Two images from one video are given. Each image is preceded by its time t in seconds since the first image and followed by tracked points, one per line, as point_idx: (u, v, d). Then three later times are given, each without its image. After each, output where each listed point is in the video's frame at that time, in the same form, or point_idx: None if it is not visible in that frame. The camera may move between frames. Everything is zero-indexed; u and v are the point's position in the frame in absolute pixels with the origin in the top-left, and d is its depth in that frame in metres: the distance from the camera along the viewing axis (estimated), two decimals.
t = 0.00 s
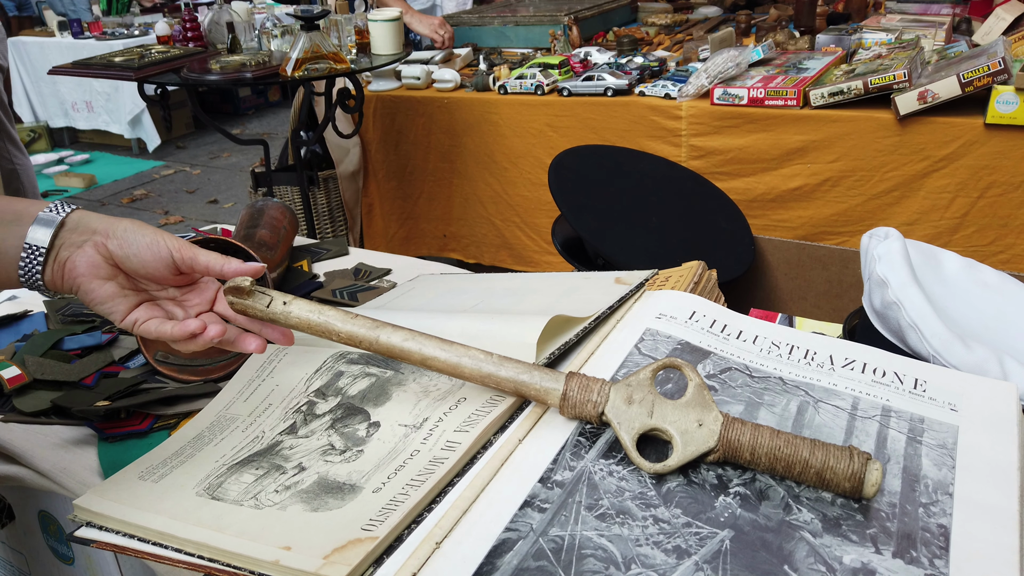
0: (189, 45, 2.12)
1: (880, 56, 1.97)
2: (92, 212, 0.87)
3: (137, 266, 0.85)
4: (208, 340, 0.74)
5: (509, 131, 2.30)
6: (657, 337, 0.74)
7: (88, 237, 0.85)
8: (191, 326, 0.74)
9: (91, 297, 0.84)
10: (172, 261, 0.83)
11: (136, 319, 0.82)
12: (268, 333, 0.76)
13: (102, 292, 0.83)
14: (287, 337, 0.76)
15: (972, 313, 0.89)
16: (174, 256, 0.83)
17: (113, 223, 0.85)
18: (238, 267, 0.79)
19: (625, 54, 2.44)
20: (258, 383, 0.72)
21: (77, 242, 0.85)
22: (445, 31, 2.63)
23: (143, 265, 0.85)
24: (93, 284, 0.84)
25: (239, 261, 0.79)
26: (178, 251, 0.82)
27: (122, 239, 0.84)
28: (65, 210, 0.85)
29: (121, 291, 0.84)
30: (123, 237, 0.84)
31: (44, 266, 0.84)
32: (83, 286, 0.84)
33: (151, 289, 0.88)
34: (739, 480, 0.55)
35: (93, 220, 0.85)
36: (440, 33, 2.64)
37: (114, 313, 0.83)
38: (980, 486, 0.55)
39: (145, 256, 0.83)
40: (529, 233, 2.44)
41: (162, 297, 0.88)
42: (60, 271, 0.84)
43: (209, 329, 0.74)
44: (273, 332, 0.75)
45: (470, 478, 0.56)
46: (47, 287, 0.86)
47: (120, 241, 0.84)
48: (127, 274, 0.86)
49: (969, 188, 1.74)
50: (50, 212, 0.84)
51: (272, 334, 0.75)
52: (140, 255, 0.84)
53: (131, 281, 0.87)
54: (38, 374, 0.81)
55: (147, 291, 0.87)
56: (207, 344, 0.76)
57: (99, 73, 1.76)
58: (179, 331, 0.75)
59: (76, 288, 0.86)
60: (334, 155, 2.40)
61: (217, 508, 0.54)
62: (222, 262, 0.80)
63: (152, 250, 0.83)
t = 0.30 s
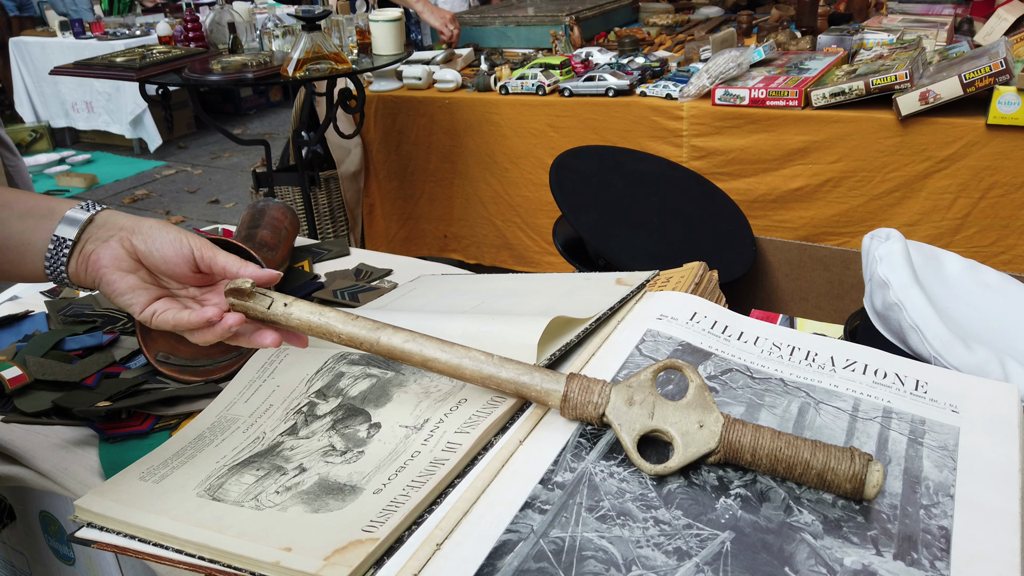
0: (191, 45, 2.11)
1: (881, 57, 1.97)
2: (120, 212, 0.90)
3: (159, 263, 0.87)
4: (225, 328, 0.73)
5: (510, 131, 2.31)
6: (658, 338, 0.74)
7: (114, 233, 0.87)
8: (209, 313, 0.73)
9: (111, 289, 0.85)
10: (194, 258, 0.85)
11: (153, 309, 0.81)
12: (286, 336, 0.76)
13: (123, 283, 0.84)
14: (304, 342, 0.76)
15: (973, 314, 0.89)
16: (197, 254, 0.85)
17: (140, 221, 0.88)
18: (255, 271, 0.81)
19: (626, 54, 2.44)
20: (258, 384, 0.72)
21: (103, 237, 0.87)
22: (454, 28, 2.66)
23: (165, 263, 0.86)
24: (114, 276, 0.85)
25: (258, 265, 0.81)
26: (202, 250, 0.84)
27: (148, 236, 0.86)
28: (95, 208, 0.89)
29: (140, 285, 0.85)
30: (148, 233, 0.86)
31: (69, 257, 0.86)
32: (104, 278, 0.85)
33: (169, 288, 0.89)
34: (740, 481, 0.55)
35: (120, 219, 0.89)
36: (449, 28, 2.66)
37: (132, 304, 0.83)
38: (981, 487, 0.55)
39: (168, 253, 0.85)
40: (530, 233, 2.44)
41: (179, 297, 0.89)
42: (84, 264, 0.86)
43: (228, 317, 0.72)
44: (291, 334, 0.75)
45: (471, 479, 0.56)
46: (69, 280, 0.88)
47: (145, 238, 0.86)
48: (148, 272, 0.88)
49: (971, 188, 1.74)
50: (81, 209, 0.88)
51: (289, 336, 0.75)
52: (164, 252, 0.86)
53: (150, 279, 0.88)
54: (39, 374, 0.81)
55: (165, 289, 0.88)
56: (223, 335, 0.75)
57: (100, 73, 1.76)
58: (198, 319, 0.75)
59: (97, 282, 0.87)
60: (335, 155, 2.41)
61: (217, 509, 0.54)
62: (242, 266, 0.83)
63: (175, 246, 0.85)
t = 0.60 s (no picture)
0: (191, 45, 2.11)
1: (882, 57, 1.97)
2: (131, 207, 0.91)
3: (166, 257, 0.88)
4: (231, 320, 0.72)
5: (511, 132, 2.31)
6: (658, 338, 0.73)
7: (123, 226, 0.88)
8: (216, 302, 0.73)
9: (117, 280, 0.85)
10: (200, 253, 0.86)
11: (157, 302, 0.81)
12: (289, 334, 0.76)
13: (129, 275, 0.85)
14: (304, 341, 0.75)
15: (974, 315, 0.88)
16: (203, 249, 0.85)
17: (150, 216, 0.89)
18: (254, 275, 0.81)
19: (627, 54, 2.44)
20: (257, 384, 0.72)
21: (112, 230, 0.88)
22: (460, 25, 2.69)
23: (171, 258, 0.87)
24: (121, 267, 0.86)
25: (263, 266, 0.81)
26: (207, 246, 0.85)
27: (156, 230, 0.87)
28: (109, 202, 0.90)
29: (146, 277, 0.86)
30: (157, 227, 0.88)
31: (78, 248, 0.87)
32: (111, 269, 0.86)
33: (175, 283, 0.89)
34: (739, 482, 0.55)
35: (130, 213, 0.90)
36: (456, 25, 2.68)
37: (136, 295, 0.83)
38: (981, 488, 0.55)
39: (175, 247, 0.86)
40: (531, 234, 2.44)
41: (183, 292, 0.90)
42: (93, 255, 0.88)
43: (234, 310, 0.72)
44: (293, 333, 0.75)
45: (470, 479, 0.56)
46: (77, 271, 0.89)
47: (154, 231, 0.88)
48: (155, 266, 0.89)
49: (972, 189, 1.74)
50: (92, 203, 0.89)
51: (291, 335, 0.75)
52: (170, 247, 0.87)
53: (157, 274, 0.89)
54: (38, 374, 0.81)
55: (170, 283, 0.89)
56: (227, 327, 0.74)
57: (100, 73, 1.76)
58: (203, 309, 0.74)
59: (104, 273, 0.88)
60: (335, 154, 2.42)
61: (215, 509, 0.54)
62: (245, 265, 0.83)
63: (182, 240, 0.86)
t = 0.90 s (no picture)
0: (191, 45, 2.11)
1: (883, 57, 1.97)
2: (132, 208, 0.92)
3: (166, 258, 0.88)
4: (228, 321, 0.71)
5: (511, 132, 2.30)
6: (656, 338, 0.73)
7: (124, 227, 0.88)
8: (212, 304, 0.72)
9: (117, 281, 0.85)
10: (200, 254, 0.86)
11: (156, 302, 0.81)
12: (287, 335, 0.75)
13: (130, 275, 0.85)
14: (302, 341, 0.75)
15: (974, 315, 0.88)
16: (203, 250, 0.85)
17: (151, 217, 0.89)
18: (253, 276, 0.81)
19: (628, 54, 2.44)
20: (256, 384, 0.72)
21: (112, 232, 0.88)
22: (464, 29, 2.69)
23: (172, 259, 0.87)
24: (121, 267, 0.86)
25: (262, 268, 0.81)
26: (208, 246, 0.85)
27: (157, 231, 0.87)
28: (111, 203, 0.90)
29: (146, 278, 0.86)
30: (158, 228, 0.88)
31: (79, 249, 0.87)
32: (111, 270, 0.86)
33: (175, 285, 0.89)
34: (738, 482, 0.55)
35: (131, 214, 0.90)
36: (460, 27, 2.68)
37: (135, 296, 0.83)
38: (980, 488, 0.55)
39: (175, 248, 0.86)
40: (531, 234, 2.44)
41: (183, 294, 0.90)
42: (93, 255, 0.88)
43: (229, 310, 0.71)
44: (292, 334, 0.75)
45: (468, 480, 0.56)
46: (78, 271, 0.89)
47: (154, 232, 0.88)
48: (155, 267, 0.89)
49: (972, 189, 1.74)
50: (93, 203, 0.89)
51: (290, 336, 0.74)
52: (171, 248, 0.87)
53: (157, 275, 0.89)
54: (37, 373, 0.81)
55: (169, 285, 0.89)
56: (225, 328, 0.73)
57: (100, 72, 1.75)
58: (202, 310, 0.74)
59: (104, 274, 0.88)
60: (335, 154, 2.42)
61: (213, 509, 0.54)
62: (245, 267, 0.83)
63: (183, 241, 0.86)
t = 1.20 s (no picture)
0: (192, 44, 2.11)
1: (884, 57, 1.97)
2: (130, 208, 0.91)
3: (165, 258, 0.87)
4: (227, 325, 0.71)
5: (512, 132, 2.30)
6: (656, 339, 0.73)
7: (123, 227, 0.88)
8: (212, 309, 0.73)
9: (116, 281, 0.85)
10: (200, 254, 0.86)
11: (155, 303, 0.81)
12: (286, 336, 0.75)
13: (128, 276, 0.85)
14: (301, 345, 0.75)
15: (975, 315, 0.88)
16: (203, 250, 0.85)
17: (150, 216, 0.89)
18: (253, 275, 0.81)
19: (629, 54, 2.44)
20: (255, 384, 0.72)
21: (110, 232, 0.88)
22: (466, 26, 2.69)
23: (171, 260, 0.87)
24: (120, 268, 0.85)
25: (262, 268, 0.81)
26: (208, 246, 0.85)
27: (156, 231, 0.87)
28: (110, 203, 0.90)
29: (145, 279, 0.85)
30: (157, 228, 0.87)
31: (77, 249, 0.87)
32: (110, 270, 0.86)
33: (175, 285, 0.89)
34: (737, 484, 0.55)
35: (130, 213, 0.89)
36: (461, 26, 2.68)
37: (134, 297, 0.83)
38: (980, 490, 0.54)
39: (174, 249, 0.86)
40: (532, 234, 2.44)
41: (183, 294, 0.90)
42: (91, 255, 0.87)
43: (229, 315, 0.71)
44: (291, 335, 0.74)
45: (466, 481, 0.56)
46: (76, 272, 0.89)
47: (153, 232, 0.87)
48: (154, 267, 0.89)
49: (974, 189, 1.73)
50: (92, 203, 0.89)
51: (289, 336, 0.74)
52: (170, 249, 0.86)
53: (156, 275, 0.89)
54: (36, 373, 0.81)
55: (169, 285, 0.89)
56: (224, 331, 0.73)
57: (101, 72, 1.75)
58: (201, 313, 0.74)
59: (102, 274, 0.88)
60: (336, 154, 2.42)
61: (212, 510, 0.54)
62: (245, 266, 0.83)
63: (183, 241, 0.86)
